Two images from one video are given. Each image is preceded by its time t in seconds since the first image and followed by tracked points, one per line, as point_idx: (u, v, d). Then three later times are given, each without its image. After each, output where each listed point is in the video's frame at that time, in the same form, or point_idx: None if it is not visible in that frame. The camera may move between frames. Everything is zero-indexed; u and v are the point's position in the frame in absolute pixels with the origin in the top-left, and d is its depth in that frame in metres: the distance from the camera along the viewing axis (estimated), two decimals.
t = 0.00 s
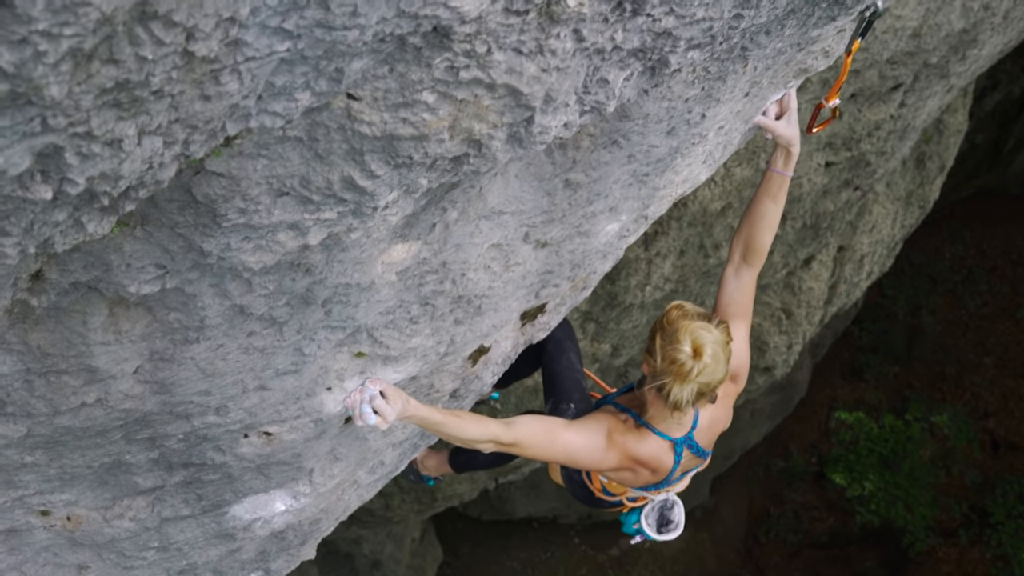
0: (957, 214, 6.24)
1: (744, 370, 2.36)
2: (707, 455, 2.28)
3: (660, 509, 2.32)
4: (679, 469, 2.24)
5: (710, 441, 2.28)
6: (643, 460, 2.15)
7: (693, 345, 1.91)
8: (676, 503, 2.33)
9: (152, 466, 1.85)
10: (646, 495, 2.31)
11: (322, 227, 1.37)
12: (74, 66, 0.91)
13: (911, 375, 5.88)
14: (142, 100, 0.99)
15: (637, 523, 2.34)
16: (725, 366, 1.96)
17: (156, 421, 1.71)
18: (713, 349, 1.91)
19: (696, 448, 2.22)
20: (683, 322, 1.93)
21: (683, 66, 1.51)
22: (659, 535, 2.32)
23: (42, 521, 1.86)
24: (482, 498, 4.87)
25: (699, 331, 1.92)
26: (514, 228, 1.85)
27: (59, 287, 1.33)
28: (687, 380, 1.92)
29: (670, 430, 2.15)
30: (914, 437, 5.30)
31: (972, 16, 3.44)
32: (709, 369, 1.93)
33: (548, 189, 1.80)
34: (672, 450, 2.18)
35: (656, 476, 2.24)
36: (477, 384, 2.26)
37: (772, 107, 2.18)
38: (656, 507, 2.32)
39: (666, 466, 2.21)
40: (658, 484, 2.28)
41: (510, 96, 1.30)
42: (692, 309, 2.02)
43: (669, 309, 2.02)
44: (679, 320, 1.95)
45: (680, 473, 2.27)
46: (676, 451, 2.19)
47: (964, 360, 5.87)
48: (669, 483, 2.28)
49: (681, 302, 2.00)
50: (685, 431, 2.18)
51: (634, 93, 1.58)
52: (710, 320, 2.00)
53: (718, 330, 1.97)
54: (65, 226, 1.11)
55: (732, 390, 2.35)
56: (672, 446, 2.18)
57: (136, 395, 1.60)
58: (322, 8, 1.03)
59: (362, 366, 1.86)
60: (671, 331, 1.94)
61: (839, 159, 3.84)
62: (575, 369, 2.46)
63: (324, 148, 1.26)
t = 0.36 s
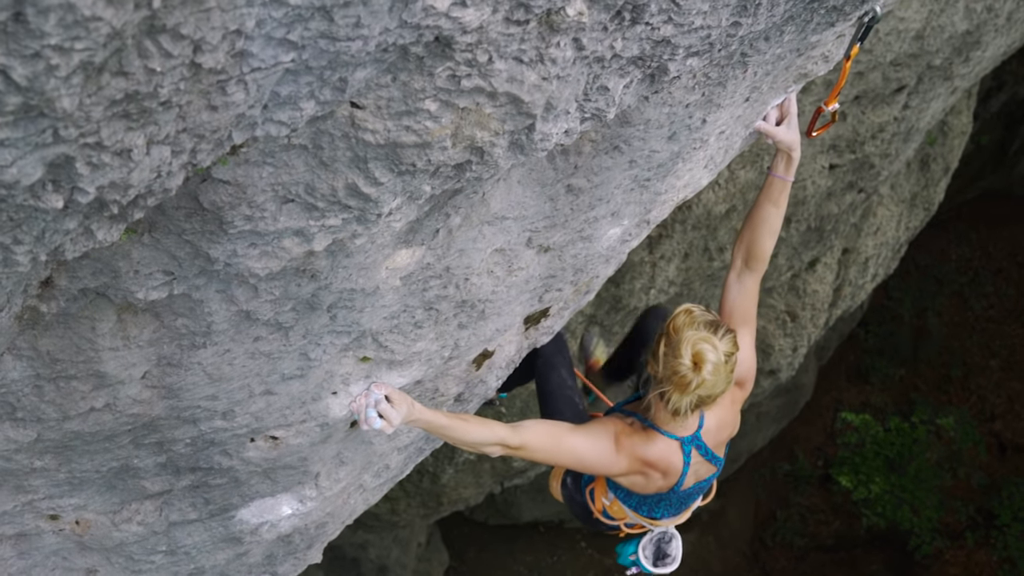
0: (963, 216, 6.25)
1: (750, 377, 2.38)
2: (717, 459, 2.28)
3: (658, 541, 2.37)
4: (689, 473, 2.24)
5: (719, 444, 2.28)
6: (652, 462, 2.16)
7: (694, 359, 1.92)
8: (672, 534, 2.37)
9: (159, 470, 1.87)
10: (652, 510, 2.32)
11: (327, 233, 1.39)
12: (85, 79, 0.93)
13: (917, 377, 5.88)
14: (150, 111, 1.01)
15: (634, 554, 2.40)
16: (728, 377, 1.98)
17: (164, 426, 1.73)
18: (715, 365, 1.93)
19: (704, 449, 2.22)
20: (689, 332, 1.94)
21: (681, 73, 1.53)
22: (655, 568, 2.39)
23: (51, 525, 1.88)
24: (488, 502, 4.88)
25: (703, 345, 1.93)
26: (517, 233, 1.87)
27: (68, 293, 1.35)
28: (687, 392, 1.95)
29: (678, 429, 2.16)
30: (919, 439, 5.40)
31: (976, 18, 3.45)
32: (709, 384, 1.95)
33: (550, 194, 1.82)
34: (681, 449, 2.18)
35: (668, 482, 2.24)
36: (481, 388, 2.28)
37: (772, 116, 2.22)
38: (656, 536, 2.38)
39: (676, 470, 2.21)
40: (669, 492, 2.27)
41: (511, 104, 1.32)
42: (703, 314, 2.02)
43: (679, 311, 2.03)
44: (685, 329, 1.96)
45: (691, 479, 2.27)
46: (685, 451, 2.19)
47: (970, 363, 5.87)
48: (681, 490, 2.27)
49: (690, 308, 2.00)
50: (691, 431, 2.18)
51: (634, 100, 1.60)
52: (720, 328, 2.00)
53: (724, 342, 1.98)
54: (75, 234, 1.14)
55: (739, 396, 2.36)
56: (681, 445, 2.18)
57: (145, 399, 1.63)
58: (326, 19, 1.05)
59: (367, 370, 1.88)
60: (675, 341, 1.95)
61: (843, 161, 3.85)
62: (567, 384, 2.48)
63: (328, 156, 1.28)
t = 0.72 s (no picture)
0: (965, 216, 6.25)
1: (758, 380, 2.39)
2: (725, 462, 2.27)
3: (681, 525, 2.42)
4: (698, 476, 2.23)
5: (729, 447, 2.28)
6: (659, 464, 2.16)
7: (701, 367, 1.94)
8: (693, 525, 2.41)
9: (165, 475, 1.89)
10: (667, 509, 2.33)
11: (329, 239, 1.41)
12: (91, 90, 0.95)
13: (921, 378, 5.88)
14: (155, 121, 1.03)
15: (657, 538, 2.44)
16: (737, 382, 1.99)
17: (170, 431, 1.75)
18: (722, 371, 1.94)
19: (712, 454, 2.22)
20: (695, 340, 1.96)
21: (677, 78, 1.56)
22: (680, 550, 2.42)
23: (59, 530, 1.90)
24: (493, 506, 4.89)
25: (710, 352, 1.94)
26: (517, 237, 1.88)
27: (75, 300, 1.37)
28: (696, 400, 1.97)
29: (686, 434, 2.17)
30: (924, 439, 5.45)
31: (974, 20, 3.47)
32: (718, 391, 1.96)
33: (549, 199, 1.84)
34: (688, 453, 2.18)
35: (677, 484, 2.24)
36: (484, 390, 2.30)
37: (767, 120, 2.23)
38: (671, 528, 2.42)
39: (684, 473, 2.21)
40: (679, 494, 2.27)
41: (509, 110, 1.34)
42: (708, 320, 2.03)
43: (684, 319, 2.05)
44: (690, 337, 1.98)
45: (701, 481, 2.26)
46: (692, 455, 2.19)
47: (974, 363, 5.87)
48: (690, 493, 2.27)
49: (696, 315, 2.02)
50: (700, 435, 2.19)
51: (630, 105, 1.62)
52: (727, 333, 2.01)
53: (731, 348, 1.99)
54: (82, 242, 1.16)
55: (748, 400, 2.37)
56: (688, 449, 2.18)
57: (151, 404, 1.65)
58: (325, 30, 1.07)
59: (370, 374, 1.90)
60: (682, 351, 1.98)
61: (843, 164, 3.87)
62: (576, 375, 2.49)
63: (329, 163, 1.30)
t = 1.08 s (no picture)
0: (965, 217, 6.27)
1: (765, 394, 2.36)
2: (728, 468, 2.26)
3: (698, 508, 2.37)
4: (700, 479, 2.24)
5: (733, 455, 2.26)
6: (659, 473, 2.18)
7: (699, 388, 1.95)
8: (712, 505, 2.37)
9: (169, 481, 1.91)
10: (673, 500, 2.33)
11: (329, 245, 1.43)
12: (94, 102, 0.98)
13: (924, 379, 5.89)
14: (157, 131, 1.06)
15: (676, 522, 2.37)
16: (737, 399, 2.00)
17: (174, 436, 1.77)
18: (722, 392, 1.95)
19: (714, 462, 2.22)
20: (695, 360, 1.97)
21: (670, 83, 1.58)
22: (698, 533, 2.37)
23: (64, 536, 1.91)
24: (497, 511, 4.90)
25: (709, 373, 1.95)
26: (516, 242, 1.90)
27: (79, 308, 1.39)
28: (696, 420, 1.99)
29: (688, 445, 2.17)
30: (926, 440, 5.49)
31: (970, 21, 3.49)
32: (717, 412, 1.97)
33: (546, 203, 1.86)
34: (688, 463, 2.18)
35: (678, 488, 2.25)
36: (485, 394, 2.32)
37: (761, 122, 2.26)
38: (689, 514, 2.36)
39: (683, 480, 2.22)
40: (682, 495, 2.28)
41: (504, 116, 1.37)
42: (709, 335, 2.04)
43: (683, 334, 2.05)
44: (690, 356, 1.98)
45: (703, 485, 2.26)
46: (693, 465, 2.19)
47: (977, 363, 5.86)
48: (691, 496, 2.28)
49: (694, 331, 2.02)
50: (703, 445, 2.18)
51: (624, 110, 1.64)
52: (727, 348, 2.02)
53: (730, 366, 1.99)
54: (85, 250, 1.18)
55: (755, 412, 2.34)
56: (690, 460, 2.18)
57: (154, 411, 1.67)
58: (323, 40, 1.09)
59: (371, 379, 1.92)
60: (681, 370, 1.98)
61: (842, 166, 3.88)
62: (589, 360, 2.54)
63: (328, 170, 1.32)
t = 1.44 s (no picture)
0: (964, 220, 6.29)
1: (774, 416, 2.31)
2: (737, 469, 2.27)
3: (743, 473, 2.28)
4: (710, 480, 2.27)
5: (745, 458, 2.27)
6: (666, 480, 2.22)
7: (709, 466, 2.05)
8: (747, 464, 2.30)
9: (172, 489, 1.93)
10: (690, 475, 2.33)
11: (327, 253, 1.45)
12: (95, 116, 1.00)
13: (925, 382, 5.89)
14: (156, 143, 1.08)
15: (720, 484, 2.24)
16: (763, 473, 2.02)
17: (176, 445, 1.79)
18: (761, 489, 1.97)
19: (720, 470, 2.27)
20: (735, 457, 1.94)
21: (662, 90, 1.60)
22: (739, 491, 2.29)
23: (67, 545, 1.93)
24: (500, 518, 4.91)
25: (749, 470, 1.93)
26: (512, 248, 1.92)
27: (81, 318, 1.41)
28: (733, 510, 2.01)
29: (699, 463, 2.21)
30: (929, 443, 5.48)
31: (966, 25, 3.51)
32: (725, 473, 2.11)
33: (542, 210, 1.88)
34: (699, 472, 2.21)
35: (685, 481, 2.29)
36: (485, 400, 2.34)
37: (755, 129, 2.29)
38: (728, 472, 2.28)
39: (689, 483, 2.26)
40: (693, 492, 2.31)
41: (498, 125, 1.39)
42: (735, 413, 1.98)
43: (711, 416, 1.99)
44: (729, 452, 1.94)
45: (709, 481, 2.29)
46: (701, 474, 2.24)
47: (978, 365, 5.86)
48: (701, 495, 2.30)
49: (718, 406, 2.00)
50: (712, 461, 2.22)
51: (618, 117, 1.66)
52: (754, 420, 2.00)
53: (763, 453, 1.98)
54: (87, 261, 1.20)
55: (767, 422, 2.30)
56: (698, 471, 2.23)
57: (156, 419, 1.69)
58: (318, 53, 1.11)
59: (371, 386, 1.94)
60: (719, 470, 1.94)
61: (839, 170, 3.91)
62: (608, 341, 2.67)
63: (325, 180, 1.34)
